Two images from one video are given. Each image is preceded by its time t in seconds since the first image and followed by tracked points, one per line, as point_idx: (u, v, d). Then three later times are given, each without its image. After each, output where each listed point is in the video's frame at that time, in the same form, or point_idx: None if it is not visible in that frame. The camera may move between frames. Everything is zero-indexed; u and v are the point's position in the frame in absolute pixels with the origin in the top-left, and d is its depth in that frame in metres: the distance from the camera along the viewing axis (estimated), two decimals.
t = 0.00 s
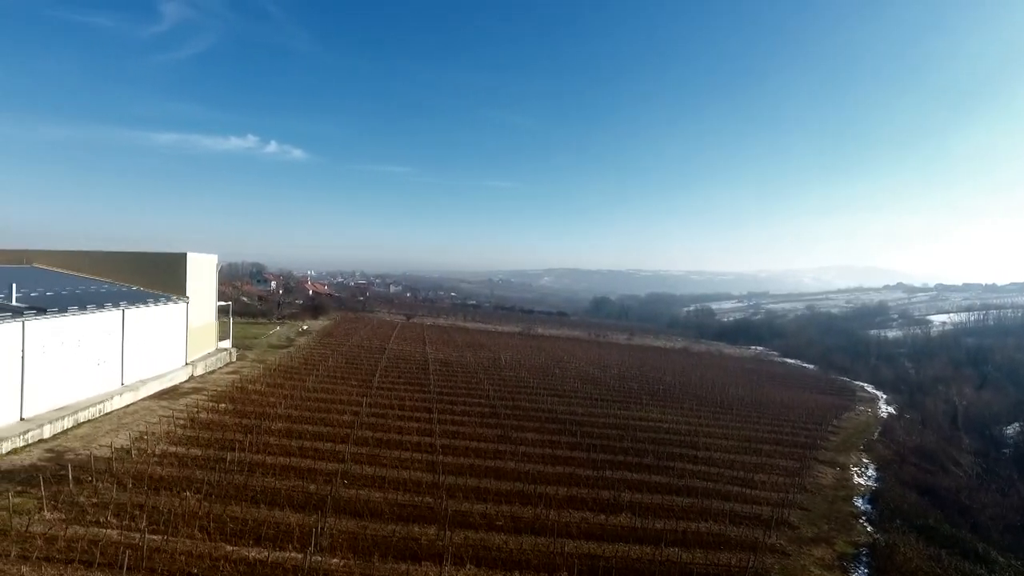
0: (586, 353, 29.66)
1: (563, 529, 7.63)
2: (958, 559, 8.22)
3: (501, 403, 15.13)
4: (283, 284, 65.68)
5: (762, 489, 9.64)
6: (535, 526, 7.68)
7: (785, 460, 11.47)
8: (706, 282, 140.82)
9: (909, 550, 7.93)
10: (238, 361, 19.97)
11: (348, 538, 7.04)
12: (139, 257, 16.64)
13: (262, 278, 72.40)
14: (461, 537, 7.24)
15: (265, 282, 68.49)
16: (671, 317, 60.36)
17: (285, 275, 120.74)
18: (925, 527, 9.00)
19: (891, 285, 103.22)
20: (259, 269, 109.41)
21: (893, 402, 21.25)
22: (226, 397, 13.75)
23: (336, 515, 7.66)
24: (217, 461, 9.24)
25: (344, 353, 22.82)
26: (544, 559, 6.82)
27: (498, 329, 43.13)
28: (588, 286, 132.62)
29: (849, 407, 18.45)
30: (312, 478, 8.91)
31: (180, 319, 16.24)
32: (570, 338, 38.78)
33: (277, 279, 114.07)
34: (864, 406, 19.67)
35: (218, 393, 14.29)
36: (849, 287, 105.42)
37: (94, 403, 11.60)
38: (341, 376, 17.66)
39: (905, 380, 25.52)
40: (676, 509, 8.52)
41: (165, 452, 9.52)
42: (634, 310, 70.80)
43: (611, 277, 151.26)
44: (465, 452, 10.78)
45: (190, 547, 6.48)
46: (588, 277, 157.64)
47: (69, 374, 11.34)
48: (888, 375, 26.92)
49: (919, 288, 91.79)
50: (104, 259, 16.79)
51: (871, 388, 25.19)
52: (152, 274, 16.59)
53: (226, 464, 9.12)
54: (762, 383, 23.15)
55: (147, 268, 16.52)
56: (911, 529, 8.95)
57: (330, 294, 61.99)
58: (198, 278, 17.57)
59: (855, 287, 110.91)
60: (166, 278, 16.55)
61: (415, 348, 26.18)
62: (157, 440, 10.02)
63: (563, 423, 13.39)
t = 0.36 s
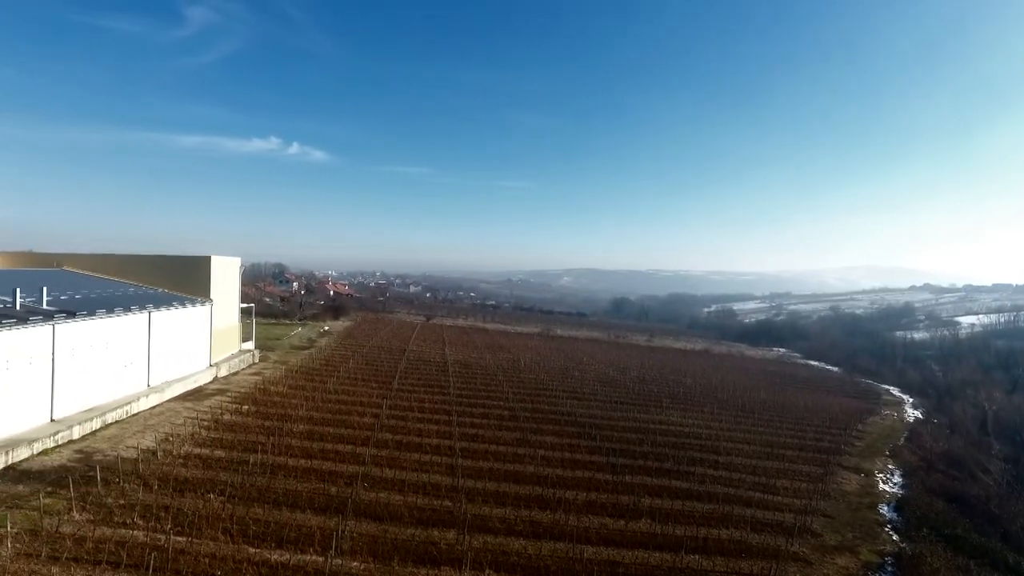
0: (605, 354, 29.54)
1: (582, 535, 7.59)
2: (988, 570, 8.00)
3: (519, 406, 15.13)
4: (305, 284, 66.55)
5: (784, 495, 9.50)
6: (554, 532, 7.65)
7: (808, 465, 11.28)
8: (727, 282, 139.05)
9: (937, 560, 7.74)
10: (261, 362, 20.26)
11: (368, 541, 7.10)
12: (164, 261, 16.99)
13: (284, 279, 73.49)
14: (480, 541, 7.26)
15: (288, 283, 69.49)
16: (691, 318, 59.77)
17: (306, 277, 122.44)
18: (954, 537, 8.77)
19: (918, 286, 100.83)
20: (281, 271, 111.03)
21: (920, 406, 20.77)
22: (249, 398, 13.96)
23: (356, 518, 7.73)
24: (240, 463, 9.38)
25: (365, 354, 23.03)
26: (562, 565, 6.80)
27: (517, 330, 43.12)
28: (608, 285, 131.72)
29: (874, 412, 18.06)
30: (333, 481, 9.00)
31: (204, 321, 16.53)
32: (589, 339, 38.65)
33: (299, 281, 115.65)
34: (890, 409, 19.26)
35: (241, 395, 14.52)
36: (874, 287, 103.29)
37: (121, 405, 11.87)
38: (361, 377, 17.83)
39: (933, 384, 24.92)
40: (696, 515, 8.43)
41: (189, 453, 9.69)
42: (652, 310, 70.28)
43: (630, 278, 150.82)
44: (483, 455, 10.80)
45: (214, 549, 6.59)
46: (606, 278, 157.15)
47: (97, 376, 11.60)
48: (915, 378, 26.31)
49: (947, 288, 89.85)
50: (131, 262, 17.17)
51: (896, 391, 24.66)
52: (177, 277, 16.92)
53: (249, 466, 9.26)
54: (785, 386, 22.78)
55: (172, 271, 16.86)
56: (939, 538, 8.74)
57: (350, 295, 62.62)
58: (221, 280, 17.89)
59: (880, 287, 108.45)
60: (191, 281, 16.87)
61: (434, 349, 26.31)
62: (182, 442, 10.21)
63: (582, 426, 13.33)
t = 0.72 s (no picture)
0: (624, 356, 29.38)
1: (600, 540, 7.56)
2: None
3: (538, 409, 15.10)
4: (326, 285, 67.09)
5: (806, 502, 9.34)
6: (573, 537, 7.62)
7: (831, 471, 11.08)
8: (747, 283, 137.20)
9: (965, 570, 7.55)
10: (282, 363, 20.51)
11: (387, 545, 7.14)
12: (188, 264, 17.31)
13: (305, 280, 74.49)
14: (498, 546, 7.26)
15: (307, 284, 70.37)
16: (710, 320, 59.13)
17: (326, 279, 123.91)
18: (982, 546, 8.55)
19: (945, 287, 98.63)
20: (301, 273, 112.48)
21: (947, 411, 20.30)
22: (270, 400, 14.14)
23: (376, 522, 7.78)
24: (262, 465, 9.50)
25: (383, 356, 23.17)
26: (580, 571, 6.77)
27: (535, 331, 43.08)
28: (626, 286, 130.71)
29: (898, 416, 17.69)
30: (352, 484, 9.07)
31: (227, 324, 16.80)
32: (608, 341, 38.47)
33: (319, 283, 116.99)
34: (915, 414, 18.84)
35: (263, 397, 14.71)
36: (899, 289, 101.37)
37: (146, 406, 12.10)
38: (380, 379, 17.96)
39: (960, 387, 24.33)
40: (717, 521, 8.33)
41: (212, 455, 9.85)
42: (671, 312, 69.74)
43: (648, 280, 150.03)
44: (501, 459, 10.80)
45: (236, 551, 6.69)
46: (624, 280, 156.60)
47: (123, 379, 11.85)
48: (941, 381, 25.73)
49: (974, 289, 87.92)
50: (156, 266, 17.54)
51: (922, 395, 24.14)
52: (199, 280, 17.22)
53: (270, 469, 9.37)
54: (806, 389, 22.42)
55: (196, 274, 17.17)
56: (967, 548, 8.53)
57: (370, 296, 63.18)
58: (243, 282, 18.17)
59: (905, 287, 106.22)
60: (213, 284, 17.16)
61: (453, 351, 26.42)
62: (204, 444, 10.38)
63: (601, 430, 13.26)
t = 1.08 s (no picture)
0: (641, 358, 29.19)
1: (617, 546, 7.51)
2: None
3: (555, 412, 15.06)
4: (344, 286, 67.73)
5: (827, 509, 9.19)
6: (590, 543, 7.58)
7: (852, 477, 10.89)
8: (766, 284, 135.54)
9: None
10: (301, 365, 20.73)
11: (405, 549, 7.17)
12: (209, 267, 17.58)
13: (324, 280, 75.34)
14: (515, 551, 7.26)
15: (327, 284, 71.18)
16: (729, 321, 58.46)
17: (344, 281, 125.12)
18: (1010, 556, 8.33)
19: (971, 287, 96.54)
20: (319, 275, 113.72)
21: (974, 415, 19.81)
22: (289, 402, 14.30)
23: (393, 526, 7.81)
24: (281, 468, 9.61)
25: (401, 358, 23.30)
26: None
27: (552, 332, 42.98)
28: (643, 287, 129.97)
29: (922, 420, 17.33)
30: (370, 487, 9.14)
31: (247, 326, 17.02)
32: (625, 343, 38.22)
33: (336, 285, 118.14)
34: (940, 418, 18.42)
35: (282, 399, 14.88)
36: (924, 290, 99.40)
37: (169, 408, 12.30)
38: (397, 381, 18.05)
39: (988, 391, 23.73)
40: (736, 528, 8.23)
41: (232, 457, 9.98)
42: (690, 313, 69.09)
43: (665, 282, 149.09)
44: (518, 463, 10.79)
45: (256, 555, 6.77)
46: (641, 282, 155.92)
47: (145, 382, 12.06)
48: (967, 385, 25.15)
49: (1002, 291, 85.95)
50: (179, 269, 17.85)
51: (948, 399, 23.60)
52: (220, 283, 17.49)
53: (289, 471, 9.47)
54: (828, 392, 22.06)
55: (217, 277, 17.44)
56: (994, 558, 8.31)
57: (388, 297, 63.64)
58: (263, 285, 18.40)
59: (929, 287, 104.05)
60: (234, 287, 17.41)
61: (470, 353, 26.48)
62: (226, 446, 10.53)
63: (618, 434, 13.18)
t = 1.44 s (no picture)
0: (658, 360, 29.01)
1: (634, 553, 7.47)
2: None
3: (571, 415, 15.02)
4: (362, 287, 68.37)
5: (847, 516, 9.05)
6: (607, 549, 7.53)
7: (873, 483, 10.70)
8: (785, 285, 133.48)
9: None
10: (319, 366, 20.94)
11: (421, 554, 7.20)
12: (229, 270, 17.87)
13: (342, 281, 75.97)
14: (530, 557, 7.25)
15: (345, 284, 72.04)
16: (747, 322, 57.85)
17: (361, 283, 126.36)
18: None
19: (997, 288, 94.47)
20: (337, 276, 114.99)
21: (1000, 420, 19.35)
22: (308, 404, 14.44)
23: (410, 529, 7.85)
24: (300, 470, 9.71)
25: (418, 359, 23.41)
26: None
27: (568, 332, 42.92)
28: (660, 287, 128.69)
29: (946, 425, 16.97)
30: (387, 491, 9.19)
31: (266, 328, 17.23)
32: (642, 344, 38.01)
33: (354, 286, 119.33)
34: (965, 423, 18.03)
35: (301, 401, 15.04)
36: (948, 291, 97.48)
37: (189, 410, 12.48)
38: (414, 383, 18.15)
39: (1015, 395, 23.16)
40: (754, 535, 8.13)
41: (252, 460, 10.10)
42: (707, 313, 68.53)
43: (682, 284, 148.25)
44: (535, 466, 10.78)
45: (274, 558, 6.84)
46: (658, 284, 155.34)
47: (167, 384, 12.27)
48: (993, 388, 24.57)
49: None
50: (200, 272, 18.19)
51: (973, 403, 23.08)
52: (240, 286, 17.76)
53: (308, 474, 9.57)
54: (849, 396, 21.71)
55: (237, 280, 17.73)
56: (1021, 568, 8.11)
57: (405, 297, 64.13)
58: (282, 287, 18.67)
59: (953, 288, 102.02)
60: (254, 290, 17.67)
61: (486, 354, 26.53)
62: (245, 448, 10.65)
63: (635, 437, 13.11)
